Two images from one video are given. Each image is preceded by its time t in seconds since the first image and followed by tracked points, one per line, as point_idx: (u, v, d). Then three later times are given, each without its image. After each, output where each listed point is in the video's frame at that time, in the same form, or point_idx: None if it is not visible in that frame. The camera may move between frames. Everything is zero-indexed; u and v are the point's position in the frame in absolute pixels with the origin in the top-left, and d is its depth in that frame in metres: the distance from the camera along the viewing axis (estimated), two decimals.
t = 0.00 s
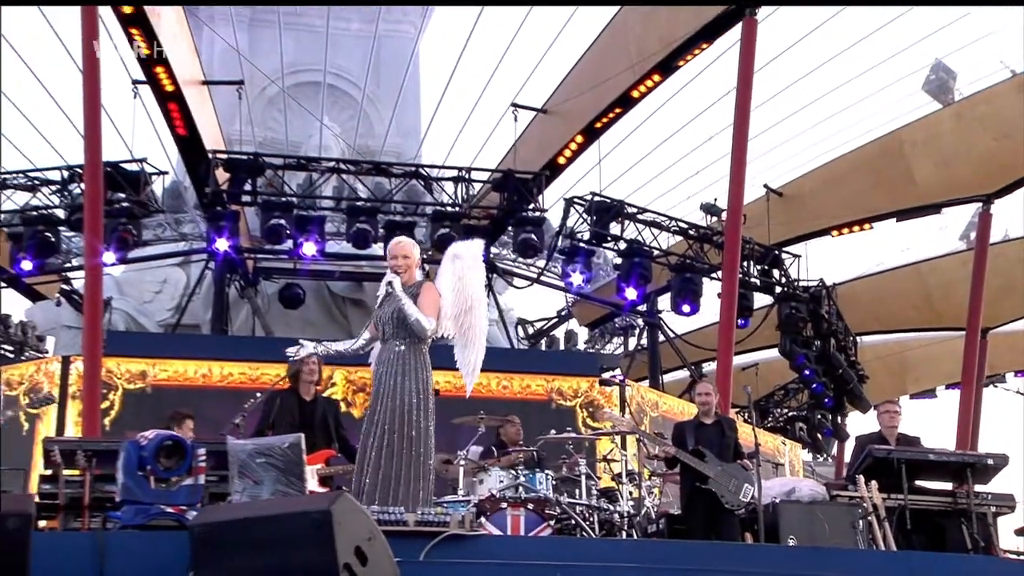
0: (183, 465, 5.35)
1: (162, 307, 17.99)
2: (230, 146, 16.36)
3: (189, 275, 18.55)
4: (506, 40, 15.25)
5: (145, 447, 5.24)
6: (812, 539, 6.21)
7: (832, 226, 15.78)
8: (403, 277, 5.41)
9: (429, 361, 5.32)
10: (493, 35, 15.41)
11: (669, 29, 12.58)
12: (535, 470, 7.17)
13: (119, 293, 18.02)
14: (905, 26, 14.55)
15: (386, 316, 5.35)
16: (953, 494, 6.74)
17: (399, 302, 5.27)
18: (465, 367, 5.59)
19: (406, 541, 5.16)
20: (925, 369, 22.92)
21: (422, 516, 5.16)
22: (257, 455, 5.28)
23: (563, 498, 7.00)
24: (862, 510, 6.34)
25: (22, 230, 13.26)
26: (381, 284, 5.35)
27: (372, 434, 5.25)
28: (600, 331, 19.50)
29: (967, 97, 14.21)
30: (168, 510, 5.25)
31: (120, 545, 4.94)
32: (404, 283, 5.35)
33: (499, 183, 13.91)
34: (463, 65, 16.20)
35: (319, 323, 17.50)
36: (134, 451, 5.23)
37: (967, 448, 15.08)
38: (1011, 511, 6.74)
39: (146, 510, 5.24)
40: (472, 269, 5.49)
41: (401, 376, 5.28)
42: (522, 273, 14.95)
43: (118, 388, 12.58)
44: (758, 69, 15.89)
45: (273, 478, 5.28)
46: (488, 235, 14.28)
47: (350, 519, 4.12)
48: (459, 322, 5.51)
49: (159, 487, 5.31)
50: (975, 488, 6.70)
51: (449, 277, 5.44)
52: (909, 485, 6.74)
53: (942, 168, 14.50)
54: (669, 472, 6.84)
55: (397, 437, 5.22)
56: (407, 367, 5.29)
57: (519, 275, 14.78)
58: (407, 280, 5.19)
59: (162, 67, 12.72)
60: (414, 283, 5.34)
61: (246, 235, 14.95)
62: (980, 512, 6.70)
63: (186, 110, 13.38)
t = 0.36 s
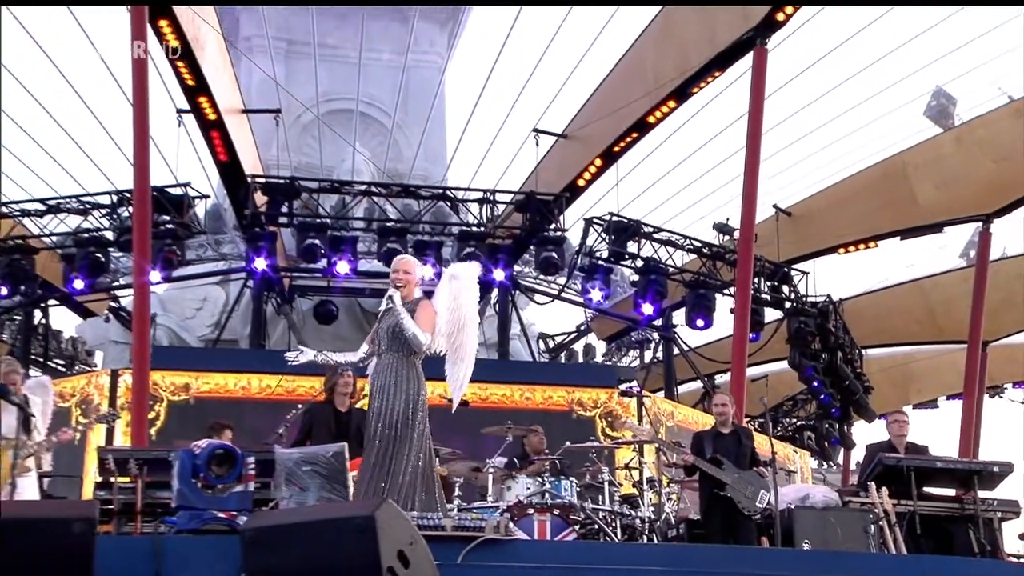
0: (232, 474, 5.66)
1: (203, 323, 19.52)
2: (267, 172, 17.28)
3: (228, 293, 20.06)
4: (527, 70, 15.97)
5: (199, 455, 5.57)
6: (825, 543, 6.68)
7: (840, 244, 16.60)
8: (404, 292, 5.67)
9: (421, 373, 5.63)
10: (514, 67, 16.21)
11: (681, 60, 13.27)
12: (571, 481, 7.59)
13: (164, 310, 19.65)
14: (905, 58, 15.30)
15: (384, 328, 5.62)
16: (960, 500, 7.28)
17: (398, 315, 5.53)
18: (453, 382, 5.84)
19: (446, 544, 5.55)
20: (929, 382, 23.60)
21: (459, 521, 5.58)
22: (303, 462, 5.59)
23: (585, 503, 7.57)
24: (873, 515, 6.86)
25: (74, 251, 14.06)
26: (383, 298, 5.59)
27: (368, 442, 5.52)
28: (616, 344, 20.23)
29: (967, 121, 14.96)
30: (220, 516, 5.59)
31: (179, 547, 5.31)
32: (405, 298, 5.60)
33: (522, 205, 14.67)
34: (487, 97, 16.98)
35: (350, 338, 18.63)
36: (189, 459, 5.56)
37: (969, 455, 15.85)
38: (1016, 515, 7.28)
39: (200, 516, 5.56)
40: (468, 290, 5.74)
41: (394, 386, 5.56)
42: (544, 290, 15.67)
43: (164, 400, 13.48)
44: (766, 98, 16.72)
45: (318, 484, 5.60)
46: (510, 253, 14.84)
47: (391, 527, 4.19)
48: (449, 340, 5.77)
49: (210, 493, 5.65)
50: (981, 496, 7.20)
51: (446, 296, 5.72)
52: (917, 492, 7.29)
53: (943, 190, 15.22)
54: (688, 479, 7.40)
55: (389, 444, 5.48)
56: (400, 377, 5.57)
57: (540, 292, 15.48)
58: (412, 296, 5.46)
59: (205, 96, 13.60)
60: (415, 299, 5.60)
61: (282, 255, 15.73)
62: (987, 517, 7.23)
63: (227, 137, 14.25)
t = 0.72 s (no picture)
0: (282, 479, 5.67)
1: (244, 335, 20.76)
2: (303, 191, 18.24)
3: (266, 307, 21.35)
4: (551, 91, 16.94)
5: (250, 457, 5.62)
6: (838, 544, 7.11)
7: (847, 259, 17.36)
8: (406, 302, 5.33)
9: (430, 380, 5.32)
10: (539, 91, 17.15)
11: (695, 84, 14.01)
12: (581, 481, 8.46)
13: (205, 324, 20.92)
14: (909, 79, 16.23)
15: (389, 337, 5.28)
16: (968, 504, 7.90)
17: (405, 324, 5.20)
18: (457, 388, 5.60)
19: (484, 546, 6.12)
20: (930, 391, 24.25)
21: (495, 523, 6.14)
22: (348, 469, 5.15)
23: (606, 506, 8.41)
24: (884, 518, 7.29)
25: (122, 267, 14.88)
26: (385, 304, 5.23)
27: (375, 444, 5.27)
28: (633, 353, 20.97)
29: (967, 142, 15.66)
30: (269, 518, 5.59)
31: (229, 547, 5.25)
32: (409, 307, 5.26)
33: (544, 222, 15.46)
34: (510, 121, 17.90)
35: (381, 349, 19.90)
36: (241, 461, 5.61)
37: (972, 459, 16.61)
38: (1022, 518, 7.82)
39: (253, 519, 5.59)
40: (469, 298, 5.52)
41: (401, 393, 5.24)
42: (565, 303, 16.42)
43: (207, 408, 14.43)
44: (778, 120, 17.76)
45: (362, 489, 5.13)
46: (533, 269, 15.58)
47: (435, 527, 4.34)
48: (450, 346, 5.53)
49: (261, 499, 5.66)
50: (988, 500, 7.80)
51: (449, 304, 5.45)
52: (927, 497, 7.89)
53: (947, 206, 15.94)
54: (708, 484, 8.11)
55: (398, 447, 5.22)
56: (409, 385, 5.25)
57: (562, 305, 16.26)
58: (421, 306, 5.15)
59: (245, 121, 14.52)
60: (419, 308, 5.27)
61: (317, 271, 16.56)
62: (993, 519, 7.81)
63: (267, 160, 15.20)
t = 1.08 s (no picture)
0: (326, 478, 6.73)
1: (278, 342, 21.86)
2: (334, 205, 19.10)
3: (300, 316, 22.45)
4: (567, 114, 17.79)
5: (295, 460, 6.65)
6: (848, 539, 7.62)
7: (850, 269, 18.15)
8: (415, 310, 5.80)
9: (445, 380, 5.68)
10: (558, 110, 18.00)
11: (706, 102, 14.75)
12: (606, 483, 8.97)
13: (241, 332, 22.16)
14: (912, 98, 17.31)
15: (402, 338, 5.68)
16: (973, 502, 8.54)
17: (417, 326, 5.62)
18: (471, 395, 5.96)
19: (517, 543, 6.59)
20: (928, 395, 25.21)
21: (527, 522, 6.65)
22: (384, 467, 5.36)
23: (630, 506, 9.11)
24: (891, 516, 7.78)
25: (165, 279, 15.74)
26: (398, 311, 5.67)
27: (397, 446, 5.55)
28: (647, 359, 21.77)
29: (967, 156, 16.52)
30: (314, 516, 6.57)
31: (282, 549, 5.75)
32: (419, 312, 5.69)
33: (563, 234, 16.33)
34: (530, 138, 18.71)
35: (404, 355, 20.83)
36: (289, 465, 6.63)
37: (972, 460, 17.34)
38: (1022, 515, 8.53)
39: (299, 515, 6.61)
40: (478, 307, 5.96)
41: (417, 392, 5.60)
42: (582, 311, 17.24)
43: (245, 410, 15.35)
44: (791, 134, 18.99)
45: (402, 489, 5.33)
46: (552, 278, 16.51)
47: (476, 528, 4.53)
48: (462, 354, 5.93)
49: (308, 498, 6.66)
50: (992, 499, 8.44)
51: (460, 313, 5.87)
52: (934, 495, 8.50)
53: (947, 219, 16.71)
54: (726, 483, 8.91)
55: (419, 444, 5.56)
56: (423, 383, 5.61)
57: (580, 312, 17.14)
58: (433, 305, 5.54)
59: (280, 140, 15.41)
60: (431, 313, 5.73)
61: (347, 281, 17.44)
62: (997, 517, 8.47)
63: (300, 176, 16.08)
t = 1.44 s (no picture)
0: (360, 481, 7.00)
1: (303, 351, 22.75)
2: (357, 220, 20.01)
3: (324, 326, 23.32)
4: (582, 129, 18.70)
5: (330, 463, 6.91)
6: (852, 539, 8.07)
7: (849, 280, 19.32)
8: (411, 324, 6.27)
9: (443, 388, 6.17)
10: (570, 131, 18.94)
11: (710, 124, 15.61)
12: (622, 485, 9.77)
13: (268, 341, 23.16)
14: (908, 118, 18.28)
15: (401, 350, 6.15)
16: (971, 505, 9.10)
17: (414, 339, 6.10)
18: (471, 401, 6.45)
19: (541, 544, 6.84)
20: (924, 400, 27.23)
21: (551, 523, 6.87)
22: (415, 471, 5.91)
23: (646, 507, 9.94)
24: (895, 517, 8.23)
25: (198, 291, 16.56)
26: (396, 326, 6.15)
27: (400, 452, 6.06)
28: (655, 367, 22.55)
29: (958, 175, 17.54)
30: (349, 517, 6.76)
31: (315, 548, 6.06)
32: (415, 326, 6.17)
33: (576, 248, 17.07)
34: (545, 156, 19.67)
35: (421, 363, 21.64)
36: (324, 468, 6.84)
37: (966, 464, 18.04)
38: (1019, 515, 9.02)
39: (334, 517, 6.80)
40: (472, 320, 6.48)
41: (418, 402, 6.09)
42: (594, 321, 18.06)
43: (273, 416, 16.17)
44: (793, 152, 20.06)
45: (430, 491, 5.88)
46: (565, 290, 17.36)
47: (504, 533, 5.06)
48: (459, 363, 6.42)
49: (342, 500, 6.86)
50: (990, 501, 9.00)
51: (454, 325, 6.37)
52: (934, 497, 9.11)
53: (939, 234, 17.71)
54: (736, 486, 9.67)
55: (421, 452, 6.05)
56: (423, 392, 6.10)
57: (591, 322, 17.96)
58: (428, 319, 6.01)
59: (307, 159, 16.19)
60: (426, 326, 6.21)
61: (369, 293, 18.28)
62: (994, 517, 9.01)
63: (326, 193, 16.82)
